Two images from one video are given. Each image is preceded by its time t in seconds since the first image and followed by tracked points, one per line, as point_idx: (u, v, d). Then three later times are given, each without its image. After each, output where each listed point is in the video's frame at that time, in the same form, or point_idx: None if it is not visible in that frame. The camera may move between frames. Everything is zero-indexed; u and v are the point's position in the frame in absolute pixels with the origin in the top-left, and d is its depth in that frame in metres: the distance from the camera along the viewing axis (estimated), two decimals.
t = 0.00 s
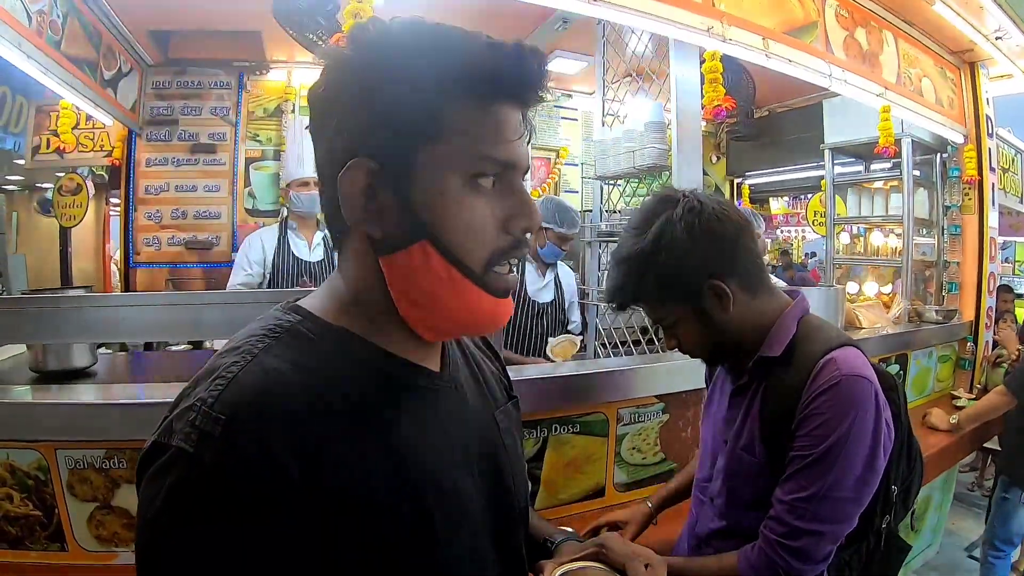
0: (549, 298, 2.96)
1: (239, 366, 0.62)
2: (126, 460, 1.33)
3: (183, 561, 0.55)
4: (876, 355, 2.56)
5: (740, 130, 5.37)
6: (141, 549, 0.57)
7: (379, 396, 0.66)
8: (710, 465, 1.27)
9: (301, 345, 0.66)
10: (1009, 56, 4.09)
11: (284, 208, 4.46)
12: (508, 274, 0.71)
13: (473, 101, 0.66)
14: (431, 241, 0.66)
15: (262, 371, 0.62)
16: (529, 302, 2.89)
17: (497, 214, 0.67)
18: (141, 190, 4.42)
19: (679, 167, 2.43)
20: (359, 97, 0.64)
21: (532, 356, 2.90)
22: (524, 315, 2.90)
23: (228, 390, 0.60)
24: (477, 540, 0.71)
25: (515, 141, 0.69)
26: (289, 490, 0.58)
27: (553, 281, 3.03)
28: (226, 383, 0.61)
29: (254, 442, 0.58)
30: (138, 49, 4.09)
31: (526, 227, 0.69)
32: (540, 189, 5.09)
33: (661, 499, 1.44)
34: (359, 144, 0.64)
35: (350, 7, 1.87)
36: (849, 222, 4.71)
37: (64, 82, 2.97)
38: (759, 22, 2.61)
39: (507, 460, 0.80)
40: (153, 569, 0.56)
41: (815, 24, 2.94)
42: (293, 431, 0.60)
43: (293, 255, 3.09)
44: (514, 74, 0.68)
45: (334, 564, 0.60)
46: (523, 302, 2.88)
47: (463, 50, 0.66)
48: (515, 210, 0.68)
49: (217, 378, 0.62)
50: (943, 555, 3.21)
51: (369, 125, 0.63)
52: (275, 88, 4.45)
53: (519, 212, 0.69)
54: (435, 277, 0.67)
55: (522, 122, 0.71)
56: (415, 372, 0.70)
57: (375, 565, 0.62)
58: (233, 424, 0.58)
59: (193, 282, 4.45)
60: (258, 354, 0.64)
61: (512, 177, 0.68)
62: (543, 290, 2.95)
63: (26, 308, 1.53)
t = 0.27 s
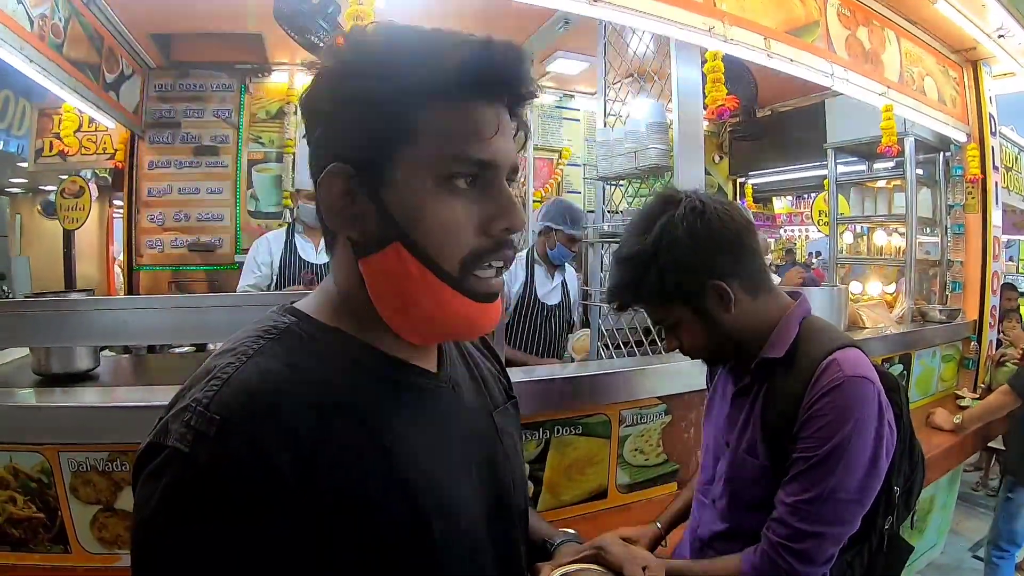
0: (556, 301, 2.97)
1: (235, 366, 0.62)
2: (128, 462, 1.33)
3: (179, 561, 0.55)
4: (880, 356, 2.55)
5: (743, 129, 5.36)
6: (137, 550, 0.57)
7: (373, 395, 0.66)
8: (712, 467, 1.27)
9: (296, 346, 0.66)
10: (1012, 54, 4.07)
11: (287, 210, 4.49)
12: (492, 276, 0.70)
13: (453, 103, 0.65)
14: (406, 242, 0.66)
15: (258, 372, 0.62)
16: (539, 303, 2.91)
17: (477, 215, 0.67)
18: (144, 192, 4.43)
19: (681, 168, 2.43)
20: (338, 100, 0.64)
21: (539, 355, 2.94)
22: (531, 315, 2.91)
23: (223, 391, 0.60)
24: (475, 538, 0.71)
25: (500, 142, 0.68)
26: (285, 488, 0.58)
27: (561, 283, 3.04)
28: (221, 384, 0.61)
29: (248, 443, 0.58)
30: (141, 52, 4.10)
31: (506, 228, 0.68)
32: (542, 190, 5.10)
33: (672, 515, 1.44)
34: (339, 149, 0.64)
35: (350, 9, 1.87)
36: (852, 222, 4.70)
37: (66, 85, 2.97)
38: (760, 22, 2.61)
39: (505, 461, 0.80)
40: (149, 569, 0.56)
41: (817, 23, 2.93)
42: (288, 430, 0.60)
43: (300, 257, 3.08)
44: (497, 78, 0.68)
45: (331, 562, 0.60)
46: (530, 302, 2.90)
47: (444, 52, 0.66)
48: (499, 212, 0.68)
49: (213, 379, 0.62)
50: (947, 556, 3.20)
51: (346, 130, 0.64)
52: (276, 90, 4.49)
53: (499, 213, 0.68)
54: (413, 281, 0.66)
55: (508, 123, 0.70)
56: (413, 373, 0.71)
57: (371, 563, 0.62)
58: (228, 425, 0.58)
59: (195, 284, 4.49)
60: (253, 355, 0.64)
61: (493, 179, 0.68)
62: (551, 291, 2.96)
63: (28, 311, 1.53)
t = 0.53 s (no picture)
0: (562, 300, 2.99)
1: (240, 370, 0.62)
2: (133, 464, 1.33)
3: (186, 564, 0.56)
4: (884, 354, 2.55)
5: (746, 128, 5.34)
6: (143, 554, 0.58)
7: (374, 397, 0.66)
8: (716, 467, 1.27)
9: (302, 348, 0.66)
10: (1016, 51, 4.06)
11: (290, 209, 4.52)
12: (472, 280, 0.67)
13: (431, 105, 0.65)
14: (374, 243, 0.66)
15: (263, 375, 0.62)
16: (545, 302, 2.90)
17: (454, 217, 0.65)
18: (147, 193, 4.44)
19: (684, 167, 2.42)
20: (325, 113, 0.67)
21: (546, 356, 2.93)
22: (538, 315, 2.91)
23: (228, 395, 0.60)
24: (481, 540, 0.71)
25: (486, 143, 0.67)
26: (291, 492, 0.58)
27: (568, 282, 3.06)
28: (227, 388, 0.61)
29: (252, 447, 0.57)
30: (143, 52, 4.11)
31: (480, 230, 0.66)
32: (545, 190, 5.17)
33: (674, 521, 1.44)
34: (332, 156, 0.66)
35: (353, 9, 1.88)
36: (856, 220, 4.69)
37: (69, 86, 2.97)
38: (764, 20, 2.60)
39: (511, 463, 0.80)
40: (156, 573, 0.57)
41: (821, 21, 2.92)
42: (291, 434, 0.60)
43: (303, 258, 3.07)
44: (479, 79, 0.69)
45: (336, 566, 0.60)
46: (538, 302, 2.90)
47: (426, 57, 0.67)
48: (472, 212, 0.66)
49: (219, 383, 0.62)
50: (952, 555, 3.19)
51: (332, 138, 0.66)
52: (279, 90, 4.50)
53: (473, 215, 0.66)
54: (387, 283, 0.66)
55: (496, 123, 0.69)
56: (416, 376, 0.70)
57: (375, 566, 0.62)
58: (233, 429, 0.58)
59: (199, 284, 4.49)
60: (258, 359, 0.64)
61: (471, 178, 0.66)
62: (558, 291, 2.97)
63: (33, 313, 1.54)
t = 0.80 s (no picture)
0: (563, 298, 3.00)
1: (244, 367, 0.63)
2: (134, 462, 1.34)
3: (189, 561, 0.56)
4: (884, 353, 2.55)
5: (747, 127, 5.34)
6: (148, 551, 0.58)
7: (371, 393, 0.66)
8: (719, 465, 1.27)
9: (304, 345, 0.66)
10: (1016, 50, 4.06)
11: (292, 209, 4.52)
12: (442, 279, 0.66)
13: (409, 98, 0.66)
14: (351, 243, 0.67)
15: (266, 372, 0.62)
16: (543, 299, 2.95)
17: (425, 212, 0.65)
18: (148, 193, 4.45)
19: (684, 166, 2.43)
20: (323, 116, 0.70)
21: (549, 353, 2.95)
22: (539, 312, 2.94)
23: (232, 391, 0.60)
24: (482, 539, 0.71)
25: (462, 137, 0.67)
26: (293, 489, 0.59)
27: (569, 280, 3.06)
28: (230, 384, 0.61)
29: (256, 443, 0.58)
30: (145, 52, 4.12)
31: (441, 225, 0.65)
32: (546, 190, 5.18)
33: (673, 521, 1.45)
34: (331, 156, 0.68)
35: (353, 9, 1.88)
36: (857, 219, 4.69)
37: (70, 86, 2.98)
38: (764, 20, 2.60)
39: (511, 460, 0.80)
40: (159, 569, 0.57)
41: (821, 21, 2.92)
42: (294, 431, 0.60)
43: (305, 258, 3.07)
44: (467, 75, 0.70)
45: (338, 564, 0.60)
46: (537, 299, 2.94)
47: (409, 51, 0.68)
48: (432, 205, 0.65)
49: (222, 379, 0.62)
50: (953, 554, 3.19)
51: (328, 140, 0.69)
52: (280, 90, 4.52)
53: (434, 209, 0.65)
54: (365, 283, 0.67)
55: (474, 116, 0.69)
56: (413, 373, 0.70)
57: (374, 565, 0.62)
58: (237, 425, 0.58)
59: (200, 283, 4.49)
60: (262, 356, 0.64)
61: (439, 172, 0.66)
62: (559, 289, 3.00)
63: (33, 312, 1.54)
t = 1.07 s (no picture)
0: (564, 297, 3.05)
1: (250, 371, 0.63)
2: (135, 462, 1.34)
3: (195, 566, 0.56)
4: (884, 354, 2.55)
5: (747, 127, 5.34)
6: (154, 556, 0.58)
7: (379, 395, 0.66)
8: (720, 466, 1.27)
9: (309, 350, 0.66)
10: (1017, 51, 4.05)
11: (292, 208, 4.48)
12: (455, 285, 0.67)
13: (418, 104, 0.66)
14: (357, 248, 0.67)
15: (271, 377, 0.62)
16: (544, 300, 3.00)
17: (432, 219, 0.65)
18: (149, 192, 4.45)
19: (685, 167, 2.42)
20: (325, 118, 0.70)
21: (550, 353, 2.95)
22: (540, 311, 2.98)
23: (238, 396, 0.60)
24: (489, 542, 0.71)
25: (472, 144, 0.67)
26: (298, 494, 0.59)
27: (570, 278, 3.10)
28: (237, 389, 0.61)
29: (262, 448, 0.58)
30: (145, 52, 4.11)
31: (453, 234, 0.65)
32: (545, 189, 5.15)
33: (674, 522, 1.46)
34: (336, 159, 0.68)
35: (355, 9, 1.88)
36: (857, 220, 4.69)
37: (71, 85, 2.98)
38: (765, 20, 2.60)
39: (516, 462, 0.80)
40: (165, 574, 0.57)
41: (822, 21, 2.92)
42: (300, 434, 0.60)
43: (305, 259, 3.07)
44: (473, 79, 0.70)
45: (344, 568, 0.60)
46: (537, 297, 2.99)
47: (417, 53, 0.67)
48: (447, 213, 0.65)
49: (228, 384, 0.62)
50: (952, 555, 3.20)
51: (333, 144, 0.69)
52: (280, 89, 4.52)
53: (445, 218, 0.65)
54: (372, 286, 0.67)
55: (482, 121, 0.69)
56: (416, 375, 0.70)
57: (378, 570, 0.62)
58: (243, 430, 0.58)
59: (200, 283, 4.49)
60: (268, 360, 0.64)
61: (447, 180, 0.66)
62: (559, 288, 3.04)
63: (36, 312, 1.54)
